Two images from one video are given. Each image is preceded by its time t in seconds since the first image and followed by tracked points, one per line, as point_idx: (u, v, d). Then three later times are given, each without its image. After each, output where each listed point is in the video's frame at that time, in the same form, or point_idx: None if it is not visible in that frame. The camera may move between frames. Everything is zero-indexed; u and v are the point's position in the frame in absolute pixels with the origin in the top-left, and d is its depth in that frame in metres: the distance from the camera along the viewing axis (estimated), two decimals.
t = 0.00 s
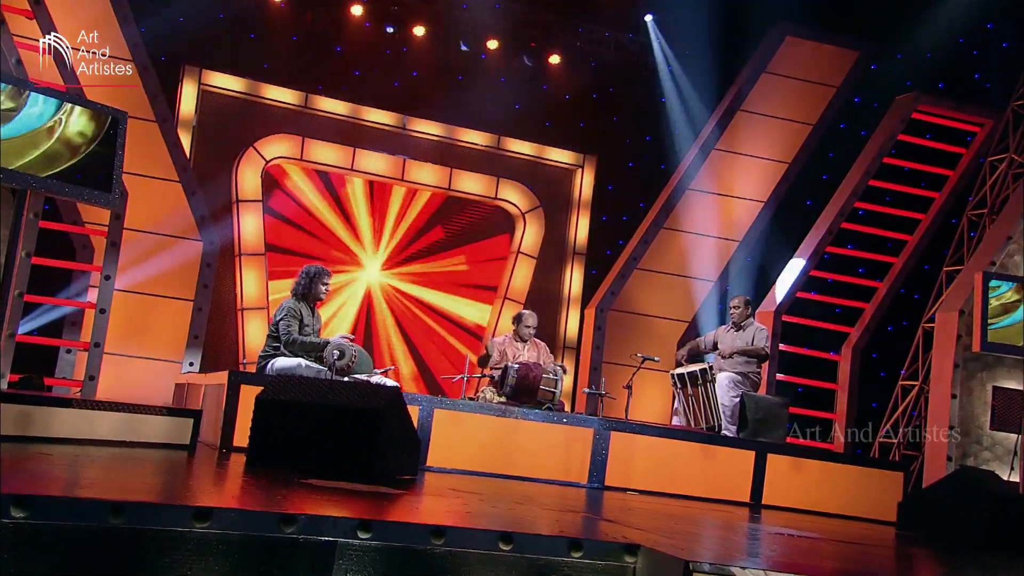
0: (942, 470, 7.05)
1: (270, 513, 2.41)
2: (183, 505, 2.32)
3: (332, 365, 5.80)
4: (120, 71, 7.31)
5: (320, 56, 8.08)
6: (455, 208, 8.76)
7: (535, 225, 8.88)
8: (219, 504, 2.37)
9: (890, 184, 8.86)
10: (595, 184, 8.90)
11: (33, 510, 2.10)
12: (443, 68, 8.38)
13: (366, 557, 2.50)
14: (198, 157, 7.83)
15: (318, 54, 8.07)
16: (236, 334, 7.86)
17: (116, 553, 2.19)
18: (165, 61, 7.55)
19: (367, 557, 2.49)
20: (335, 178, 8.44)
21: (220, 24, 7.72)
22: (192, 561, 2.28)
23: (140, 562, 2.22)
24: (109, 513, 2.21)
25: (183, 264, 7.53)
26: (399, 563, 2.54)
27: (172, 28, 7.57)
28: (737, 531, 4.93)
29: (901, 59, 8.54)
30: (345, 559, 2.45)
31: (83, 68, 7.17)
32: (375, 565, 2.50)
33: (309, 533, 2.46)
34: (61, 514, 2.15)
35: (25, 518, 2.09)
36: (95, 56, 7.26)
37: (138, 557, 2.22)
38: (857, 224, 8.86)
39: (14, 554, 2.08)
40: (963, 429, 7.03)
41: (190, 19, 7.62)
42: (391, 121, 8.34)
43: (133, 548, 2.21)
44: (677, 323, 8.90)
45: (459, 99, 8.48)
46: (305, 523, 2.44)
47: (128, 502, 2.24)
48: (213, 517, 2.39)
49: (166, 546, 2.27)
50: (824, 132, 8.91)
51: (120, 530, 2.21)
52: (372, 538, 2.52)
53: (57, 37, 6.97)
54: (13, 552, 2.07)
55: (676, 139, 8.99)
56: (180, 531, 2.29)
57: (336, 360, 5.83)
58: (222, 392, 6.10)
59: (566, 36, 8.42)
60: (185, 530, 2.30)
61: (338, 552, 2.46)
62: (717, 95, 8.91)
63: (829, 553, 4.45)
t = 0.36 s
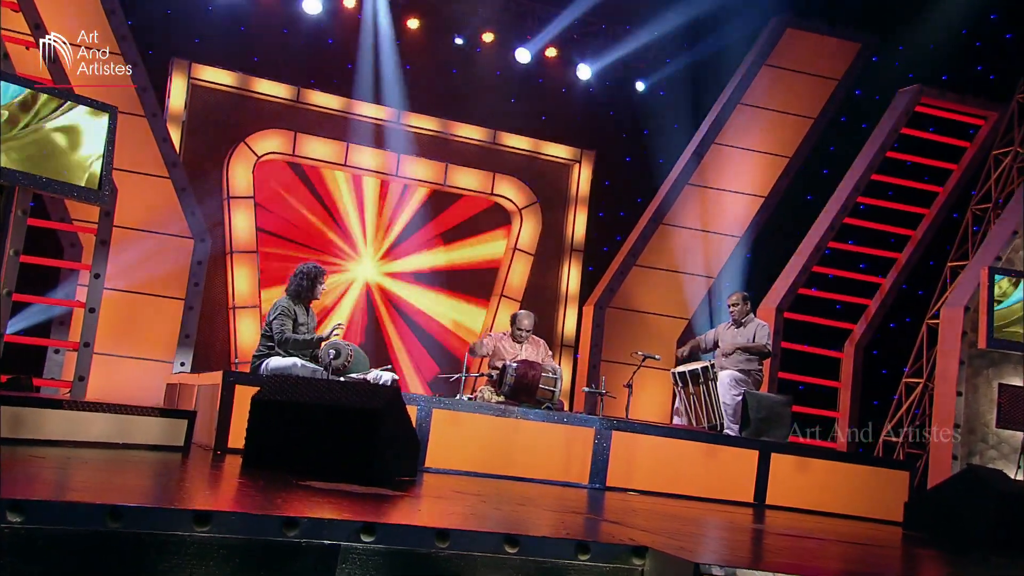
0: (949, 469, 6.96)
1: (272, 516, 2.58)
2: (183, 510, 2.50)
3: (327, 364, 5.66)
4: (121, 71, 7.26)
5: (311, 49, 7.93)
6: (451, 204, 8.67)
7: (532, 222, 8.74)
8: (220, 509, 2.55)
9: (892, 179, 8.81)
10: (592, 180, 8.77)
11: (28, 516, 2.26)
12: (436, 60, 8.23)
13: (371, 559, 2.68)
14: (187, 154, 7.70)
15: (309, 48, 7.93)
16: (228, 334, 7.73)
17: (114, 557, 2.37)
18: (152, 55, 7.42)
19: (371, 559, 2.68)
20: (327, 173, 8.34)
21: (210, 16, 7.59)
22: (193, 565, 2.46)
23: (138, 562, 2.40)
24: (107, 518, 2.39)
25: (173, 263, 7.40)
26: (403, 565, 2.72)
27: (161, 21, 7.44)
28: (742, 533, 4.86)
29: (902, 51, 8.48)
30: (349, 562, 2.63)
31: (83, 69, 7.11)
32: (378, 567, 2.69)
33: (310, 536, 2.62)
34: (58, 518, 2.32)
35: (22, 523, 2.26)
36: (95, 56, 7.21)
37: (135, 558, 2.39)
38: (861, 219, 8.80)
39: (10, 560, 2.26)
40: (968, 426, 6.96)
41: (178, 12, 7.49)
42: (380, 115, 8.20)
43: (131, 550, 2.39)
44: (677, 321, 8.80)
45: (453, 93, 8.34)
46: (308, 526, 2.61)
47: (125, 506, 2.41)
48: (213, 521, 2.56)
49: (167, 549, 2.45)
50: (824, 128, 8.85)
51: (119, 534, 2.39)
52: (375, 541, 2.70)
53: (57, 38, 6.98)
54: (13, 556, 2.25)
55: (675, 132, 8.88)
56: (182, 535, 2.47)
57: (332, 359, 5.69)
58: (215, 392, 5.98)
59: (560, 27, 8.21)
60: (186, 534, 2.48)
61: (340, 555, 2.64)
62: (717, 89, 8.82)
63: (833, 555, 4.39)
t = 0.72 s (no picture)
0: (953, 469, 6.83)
1: (272, 522, 2.50)
2: (182, 513, 2.42)
3: (322, 365, 5.57)
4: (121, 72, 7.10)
5: (302, 42, 7.87)
6: (446, 201, 8.52)
7: (527, 218, 8.68)
8: (219, 513, 2.47)
9: (893, 173, 8.76)
10: (588, 176, 8.68)
11: (23, 520, 2.21)
12: (431, 51, 8.20)
13: (375, 564, 2.59)
14: (176, 148, 7.60)
15: (301, 40, 7.87)
16: (218, 333, 7.65)
17: (111, 559, 2.31)
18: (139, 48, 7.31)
19: (373, 564, 2.59)
20: (319, 169, 8.16)
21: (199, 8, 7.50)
22: (192, 570, 2.40)
23: (136, 567, 2.34)
24: (106, 522, 2.32)
25: (163, 262, 7.27)
26: (405, 570, 2.63)
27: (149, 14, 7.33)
28: (745, 534, 4.75)
29: (902, 44, 8.51)
30: (351, 567, 2.55)
31: (83, 69, 6.91)
32: (382, 572, 2.60)
33: (313, 540, 2.54)
34: (50, 523, 2.24)
35: (16, 529, 2.21)
36: (95, 56, 7.01)
37: (133, 563, 2.33)
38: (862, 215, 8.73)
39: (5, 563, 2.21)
40: (973, 425, 6.86)
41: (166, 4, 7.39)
42: (378, 110, 8.16)
43: (129, 554, 2.33)
44: (676, 319, 8.69)
45: (448, 87, 8.30)
46: (309, 530, 2.53)
47: (125, 510, 2.33)
48: (213, 526, 2.49)
49: (165, 556, 2.38)
50: (827, 119, 8.71)
51: (116, 539, 2.32)
52: (377, 546, 2.61)
53: (57, 37, 6.84)
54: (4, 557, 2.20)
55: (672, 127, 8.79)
56: (182, 540, 2.40)
57: (327, 359, 5.59)
58: (208, 393, 5.85)
59: (557, 21, 8.15)
60: (184, 539, 2.41)
61: (343, 560, 2.55)
62: (716, 83, 8.72)
63: (838, 557, 4.28)
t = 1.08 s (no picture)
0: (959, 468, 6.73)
1: (274, 523, 2.44)
2: (184, 516, 2.36)
3: (319, 363, 5.57)
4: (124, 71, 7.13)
5: (294, 32, 7.72)
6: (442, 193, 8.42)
7: (525, 212, 8.57)
8: (221, 515, 2.40)
9: (897, 166, 8.64)
10: (587, 170, 8.59)
11: (22, 523, 2.14)
12: (424, 44, 8.01)
13: (379, 566, 2.52)
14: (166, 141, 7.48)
15: (292, 32, 7.72)
16: (210, 330, 7.52)
17: (113, 560, 2.25)
18: (127, 41, 7.21)
19: (378, 566, 2.51)
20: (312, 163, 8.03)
21: None
22: (192, 573, 2.33)
23: (136, 569, 2.27)
24: (105, 525, 2.26)
25: (154, 257, 7.19)
26: (411, 573, 2.56)
27: (137, 5, 7.22)
28: (751, 534, 4.65)
29: (905, 34, 8.36)
30: (356, 570, 2.48)
31: (83, 68, 6.98)
32: (387, 574, 2.53)
33: (316, 543, 2.47)
34: (48, 525, 2.18)
35: (15, 532, 2.14)
36: (95, 56, 7.03)
37: (134, 563, 2.26)
38: (866, 208, 8.63)
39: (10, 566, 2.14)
40: (981, 422, 6.75)
41: None
42: (371, 102, 8.01)
43: (131, 555, 2.26)
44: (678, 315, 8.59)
45: (444, 79, 8.14)
46: (312, 532, 2.46)
47: (124, 512, 2.27)
48: (215, 528, 2.42)
49: (160, 555, 2.30)
50: (829, 112, 8.63)
51: (117, 541, 2.25)
52: (383, 548, 2.54)
53: (57, 37, 6.93)
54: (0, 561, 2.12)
55: (671, 120, 8.62)
56: (181, 541, 2.33)
57: (323, 357, 5.59)
58: (203, 392, 5.73)
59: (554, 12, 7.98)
60: (186, 542, 2.34)
61: (347, 562, 2.48)
62: (717, 75, 8.55)
63: (847, 557, 4.17)
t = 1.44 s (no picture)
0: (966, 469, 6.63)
1: (278, 526, 2.44)
2: (187, 519, 2.37)
3: (316, 361, 5.45)
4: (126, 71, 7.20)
5: (287, 25, 7.62)
6: (440, 188, 8.21)
7: (523, 208, 8.40)
8: (223, 517, 2.41)
9: (900, 161, 8.57)
10: (585, 164, 8.41)
11: (19, 527, 2.15)
12: (420, 38, 7.95)
13: (384, 570, 2.52)
14: (156, 135, 7.36)
15: (285, 24, 7.62)
16: (202, 328, 7.37)
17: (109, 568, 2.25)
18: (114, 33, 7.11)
19: (383, 569, 2.52)
20: (305, 158, 7.87)
21: None
22: None
23: (134, 572, 2.27)
24: (105, 529, 2.26)
25: (146, 256, 7.21)
26: None
27: None
28: (754, 535, 4.55)
29: (909, 25, 8.35)
30: (361, 573, 2.49)
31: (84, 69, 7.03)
32: None
33: (321, 546, 2.48)
34: (47, 528, 2.18)
35: (12, 536, 2.15)
36: (95, 56, 7.09)
37: (134, 569, 2.27)
38: (869, 203, 8.54)
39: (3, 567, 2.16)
40: (989, 420, 6.68)
41: None
42: (367, 96, 7.90)
43: (126, 561, 2.26)
44: (679, 311, 8.53)
45: (440, 73, 8.04)
46: (316, 535, 2.48)
47: (125, 516, 2.28)
48: (216, 531, 2.43)
49: (165, 562, 2.32)
50: (831, 106, 8.56)
51: (114, 545, 2.26)
52: (387, 551, 2.55)
53: (57, 37, 6.96)
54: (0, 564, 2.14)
55: (671, 113, 8.47)
56: (183, 546, 2.34)
57: (321, 356, 5.49)
58: (198, 392, 5.62)
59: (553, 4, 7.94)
60: (187, 545, 2.35)
61: (352, 566, 2.49)
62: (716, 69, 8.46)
63: (854, 558, 4.08)
